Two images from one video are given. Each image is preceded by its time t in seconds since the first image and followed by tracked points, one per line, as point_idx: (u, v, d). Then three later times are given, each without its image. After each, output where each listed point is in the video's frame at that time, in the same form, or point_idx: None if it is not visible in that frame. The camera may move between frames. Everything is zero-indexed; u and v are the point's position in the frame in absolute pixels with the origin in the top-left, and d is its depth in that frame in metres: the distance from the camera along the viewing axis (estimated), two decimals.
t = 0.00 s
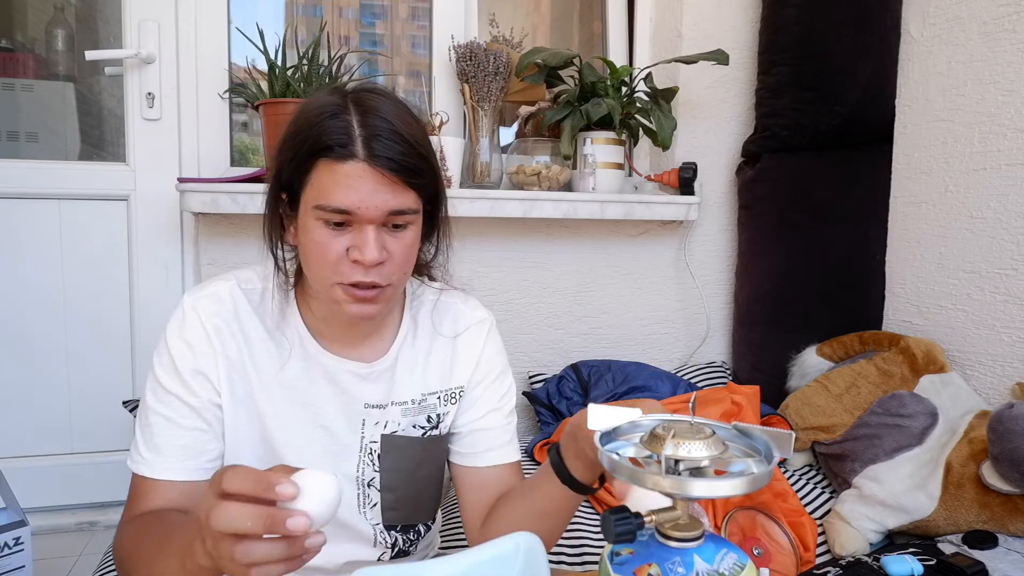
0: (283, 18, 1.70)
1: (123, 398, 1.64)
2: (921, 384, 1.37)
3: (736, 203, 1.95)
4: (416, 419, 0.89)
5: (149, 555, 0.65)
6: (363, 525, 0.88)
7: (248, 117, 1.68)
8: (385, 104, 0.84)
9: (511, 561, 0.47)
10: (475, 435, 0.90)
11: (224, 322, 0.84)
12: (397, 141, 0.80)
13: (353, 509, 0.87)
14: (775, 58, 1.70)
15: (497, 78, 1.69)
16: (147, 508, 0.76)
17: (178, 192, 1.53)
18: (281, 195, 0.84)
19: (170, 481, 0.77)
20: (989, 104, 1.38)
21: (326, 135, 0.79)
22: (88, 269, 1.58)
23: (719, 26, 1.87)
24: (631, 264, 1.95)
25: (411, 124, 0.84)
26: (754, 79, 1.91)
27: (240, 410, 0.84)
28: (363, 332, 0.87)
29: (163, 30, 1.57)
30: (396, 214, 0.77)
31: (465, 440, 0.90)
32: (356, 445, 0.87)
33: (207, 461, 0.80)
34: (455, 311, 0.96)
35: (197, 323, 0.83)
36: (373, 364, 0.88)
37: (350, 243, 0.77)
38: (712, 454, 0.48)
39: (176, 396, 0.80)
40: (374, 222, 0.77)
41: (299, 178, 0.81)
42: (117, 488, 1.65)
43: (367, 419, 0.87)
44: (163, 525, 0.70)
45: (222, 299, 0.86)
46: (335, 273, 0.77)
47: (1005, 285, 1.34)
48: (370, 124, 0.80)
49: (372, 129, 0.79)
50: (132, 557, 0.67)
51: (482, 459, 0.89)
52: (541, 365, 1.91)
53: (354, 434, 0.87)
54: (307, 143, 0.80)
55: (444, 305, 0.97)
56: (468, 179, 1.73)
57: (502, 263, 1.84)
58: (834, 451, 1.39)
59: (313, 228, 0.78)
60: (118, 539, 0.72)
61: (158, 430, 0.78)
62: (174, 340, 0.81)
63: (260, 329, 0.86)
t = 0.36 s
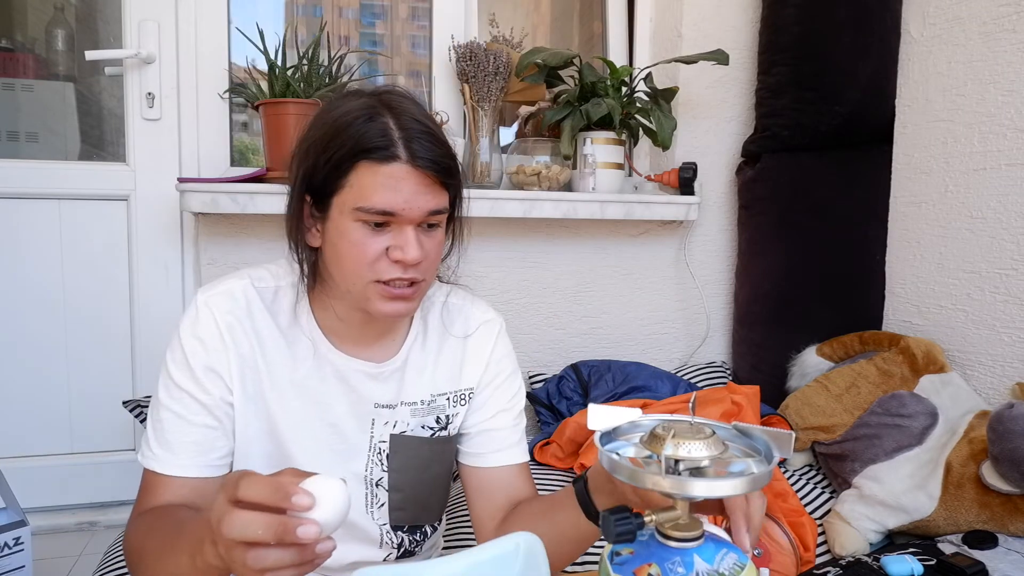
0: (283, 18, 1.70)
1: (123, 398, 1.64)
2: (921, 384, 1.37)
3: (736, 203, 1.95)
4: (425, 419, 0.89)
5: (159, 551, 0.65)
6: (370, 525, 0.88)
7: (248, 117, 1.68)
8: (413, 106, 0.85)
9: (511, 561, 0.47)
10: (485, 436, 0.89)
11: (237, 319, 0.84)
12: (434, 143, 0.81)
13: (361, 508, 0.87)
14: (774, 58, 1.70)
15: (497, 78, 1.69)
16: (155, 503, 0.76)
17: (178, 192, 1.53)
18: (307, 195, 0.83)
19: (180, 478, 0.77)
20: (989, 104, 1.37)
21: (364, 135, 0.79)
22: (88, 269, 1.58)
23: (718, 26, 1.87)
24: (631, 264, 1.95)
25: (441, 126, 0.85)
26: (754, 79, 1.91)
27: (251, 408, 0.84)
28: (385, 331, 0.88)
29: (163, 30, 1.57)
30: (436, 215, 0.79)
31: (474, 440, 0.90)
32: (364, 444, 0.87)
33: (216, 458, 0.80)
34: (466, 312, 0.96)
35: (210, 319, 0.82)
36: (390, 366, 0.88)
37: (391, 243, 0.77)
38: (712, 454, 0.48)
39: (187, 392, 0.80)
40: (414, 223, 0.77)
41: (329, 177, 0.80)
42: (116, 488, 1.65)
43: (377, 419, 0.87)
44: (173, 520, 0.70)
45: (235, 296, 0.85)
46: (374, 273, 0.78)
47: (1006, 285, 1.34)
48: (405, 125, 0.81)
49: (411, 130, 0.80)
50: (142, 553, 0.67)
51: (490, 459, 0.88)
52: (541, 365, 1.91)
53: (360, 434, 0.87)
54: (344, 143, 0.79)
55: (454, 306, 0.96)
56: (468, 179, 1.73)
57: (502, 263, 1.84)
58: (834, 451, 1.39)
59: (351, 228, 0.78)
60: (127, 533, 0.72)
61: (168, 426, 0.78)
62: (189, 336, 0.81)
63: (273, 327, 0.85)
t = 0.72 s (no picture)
0: (283, 18, 1.70)
1: (123, 398, 1.64)
2: (921, 384, 1.37)
3: (736, 203, 1.95)
4: (425, 420, 0.89)
5: (153, 550, 0.65)
6: (369, 524, 0.88)
7: (248, 117, 1.68)
8: (416, 107, 0.85)
9: (511, 561, 0.47)
10: (486, 436, 0.89)
11: (239, 318, 0.84)
12: (436, 142, 0.81)
13: (361, 509, 0.87)
14: (774, 58, 1.70)
15: (497, 78, 1.69)
16: (154, 500, 0.76)
17: (178, 192, 1.53)
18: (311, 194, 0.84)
19: (179, 476, 0.77)
20: (989, 104, 1.37)
21: (367, 132, 0.79)
22: (88, 269, 1.58)
23: (718, 26, 1.87)
24: (631, 264, 1.95)
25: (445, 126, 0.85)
26: (754, 79, 1.91)
27: (252, 407, 0.84)
28: (387, 331, 0.87)
29: (163, 30, 1.57)
30: (437, 212, 0.78)
31: (475, 440, 0.90)
32: (365, 444, 0.87)
33: (215, 457, 0.80)
34: (468, 312, 0.96)
35: (212, 318, 0.83)
36: (392, 366, 0.88)
37: (392, 239, 0.77)
38: (712, 454, 0.48)
39: (188, 390, 0.80)
40: (416, 220, 0.77)
41: (332, 175, 0.80)
42: (116, 488, 1.65)
43: (377, 419, 0.87)
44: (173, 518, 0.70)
45: (237, 295, 0.86)
46: (375, 269, 0.77)
47: (1006, 285, 1.34)
48: (407, 123, 0.81)
49: (413, 128, 0.80)
50: (137, 550, 0.67)
51: (491, 459, 0.88)
52: (541, 365, 1.91)
53: (360, 433, 0.87)
54: (347, 140, 0.80)
55: (457, 306, 0.96)
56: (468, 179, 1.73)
57: (502, 263, 1.84)
58: (834, 451, 1.39)
59: (353, 224, 0.78)
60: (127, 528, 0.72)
61: (168, 424, 0.78)
62: (190, 334, 0.81)
63: (274, 326, 0.85)
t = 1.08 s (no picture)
0: (283, 18, 1.70)
1: (123, 398, 1.64)
2: (921, 384, 1.37)
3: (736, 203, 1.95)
4: (424, 419, 0.89)
5: (154, 551, 0.65)
6: (367, 522, 0.88)
7: (248, 117, 1.68)
8: (408, 102, 0.85)
9: (511, 561, 0.47)
10: (484, 435, 0.89)
11: (237, 318, 0.84)
12: (427, 136, 0.81)
13: (360, 508, 0.87)
14: (774, 58, 1.70)
15: (497, 78, 1.69)
16: (154, 500, 0.75)
17: (178, 192, 1.53)
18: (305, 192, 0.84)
19: (179, 475, 0.77)
20: (989, 104, 1.37)
21: (358, 127, 0.79)
22: (88, 269, 1.58)
23: (719, 26, 1.87)
24: (631, 264, 1.95)
25: (437, 121, 0.85)
26: (755, 79, 1.91)
27: (251, 406, 0.84)
28: (382, 329, 0.87)
29: (163, 30, 1.57)
30: (428, 207, 0.78)
31: (474, 439, 0.90)
32: (363, 443, 0.87)
33: (215, 456, 0.80)
34: (466, 312, 0.96)
35: (211, 318, 0.83)
36: (385, 365, 0.87)
37: (382, 234, 0.77)
38: (712, 454, 0.48)
39: (188, 389, 0.80)
40: (406, 215, 0.77)
41: (324, 171, 0.80)
42: (116, 488, 1.65)
43: (376, 418, 0.87)
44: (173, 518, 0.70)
45: (235, 294, 0.86)
46: (366, 265, 0.77)
47: (1006, 285, 1.34)
48: (398, 118, 0.81)
49: (403, 123, 0.80)
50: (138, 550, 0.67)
51: (488, 458, 0.88)
52: (541, 365, 1.91)
53: (359, 432, 0.87)
54: (338, 136, 0.80)
55: (455, 306, 0.96)
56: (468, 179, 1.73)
57: (502, 263, 1.84)
58: (834, 451, 1.39)
59: (344, 220, 0.78)
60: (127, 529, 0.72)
61: (167, 423, 0.78)
62: (189, 333, 0.82)
63: (274, 326, 0.85)
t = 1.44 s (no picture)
0: (283, 18, 1.70)
1: (123, 398, 1.64)
2: (921, 384, 1.37)
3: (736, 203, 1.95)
4: (426, 420, 0.89)
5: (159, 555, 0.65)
6: (368, 524, 0.88)
7: (248, 117, 1.68)
8: (416, 106, 0.85)
9: (511, 561, 0.47)
10: (485, 437, 0.89)
11: (242, 317, 0.84)
12: (433, 142, 0.81)
13: (361, 509, 0.87)
14: (774, 58, 1.70)
15: (497, 78, 1.69)
16: (159, 501, 0.76)
17: (178, 192, 1.53)
18: (310, 193, 0.84)
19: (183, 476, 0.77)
20: (989, 104, 1.37)
21: (363, 132, 0.79)
22: (88, 269, 1.58)
23: (719, 26, 1.87)
24: (631, 264, 1.95)
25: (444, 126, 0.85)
26: (755, 79, 1.91)
27: (256, 405, 0.84)
28: (384, 331, 0.87)
29: (163, 30, 1.57)
30: (430, 214, 0.78)
31: (475, 441, 0.90)
32: (366, 443, 0.87)
33: (219, 457, 0.80)
34: (469, 312, 0.95)
35: (215, 317, 0.83)
36: (386, 367, 0.87)
37: (384, 239, 0.77)
38: (713, 454, 0.49)
39: (191, 390, 0.80)
40: (409, 221, 0.77)
41: (329, 173, 0.81)
42: (116, 488, 1.65)
43: (379, 418, 0.87)
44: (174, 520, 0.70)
45: (241, 293, 0.86)
46: (367, 269, 0.77)
47: (1006, 285, 1.34)
48: (405, 124, 0.81)
49: (409, 129, 0.80)
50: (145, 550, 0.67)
51: (489, 460, 0.88)
52: (541, 365, 1.91)
53: (362, 432, 0.87)
54: (344, 139, 0.80)
55: (458, 306, 0.96)
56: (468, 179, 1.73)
57: (502, 264, 1.84)
58: (834, 451, 1.39)
59: (346, 223, 0.78)
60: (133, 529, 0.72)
61: (171, 424, 0.78)
62: (194, 334, 0.82)
63: (278, 327, 0.85)
